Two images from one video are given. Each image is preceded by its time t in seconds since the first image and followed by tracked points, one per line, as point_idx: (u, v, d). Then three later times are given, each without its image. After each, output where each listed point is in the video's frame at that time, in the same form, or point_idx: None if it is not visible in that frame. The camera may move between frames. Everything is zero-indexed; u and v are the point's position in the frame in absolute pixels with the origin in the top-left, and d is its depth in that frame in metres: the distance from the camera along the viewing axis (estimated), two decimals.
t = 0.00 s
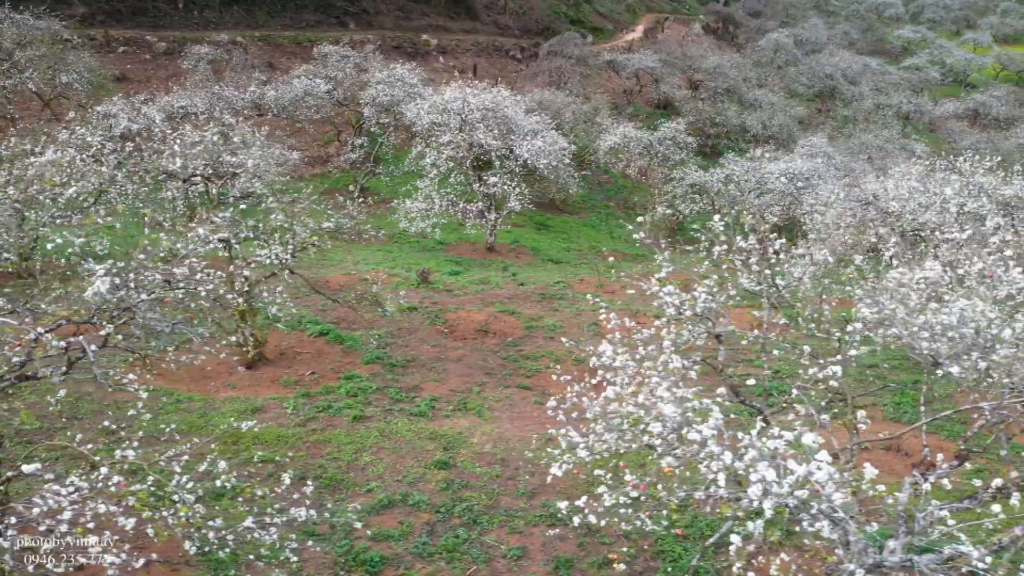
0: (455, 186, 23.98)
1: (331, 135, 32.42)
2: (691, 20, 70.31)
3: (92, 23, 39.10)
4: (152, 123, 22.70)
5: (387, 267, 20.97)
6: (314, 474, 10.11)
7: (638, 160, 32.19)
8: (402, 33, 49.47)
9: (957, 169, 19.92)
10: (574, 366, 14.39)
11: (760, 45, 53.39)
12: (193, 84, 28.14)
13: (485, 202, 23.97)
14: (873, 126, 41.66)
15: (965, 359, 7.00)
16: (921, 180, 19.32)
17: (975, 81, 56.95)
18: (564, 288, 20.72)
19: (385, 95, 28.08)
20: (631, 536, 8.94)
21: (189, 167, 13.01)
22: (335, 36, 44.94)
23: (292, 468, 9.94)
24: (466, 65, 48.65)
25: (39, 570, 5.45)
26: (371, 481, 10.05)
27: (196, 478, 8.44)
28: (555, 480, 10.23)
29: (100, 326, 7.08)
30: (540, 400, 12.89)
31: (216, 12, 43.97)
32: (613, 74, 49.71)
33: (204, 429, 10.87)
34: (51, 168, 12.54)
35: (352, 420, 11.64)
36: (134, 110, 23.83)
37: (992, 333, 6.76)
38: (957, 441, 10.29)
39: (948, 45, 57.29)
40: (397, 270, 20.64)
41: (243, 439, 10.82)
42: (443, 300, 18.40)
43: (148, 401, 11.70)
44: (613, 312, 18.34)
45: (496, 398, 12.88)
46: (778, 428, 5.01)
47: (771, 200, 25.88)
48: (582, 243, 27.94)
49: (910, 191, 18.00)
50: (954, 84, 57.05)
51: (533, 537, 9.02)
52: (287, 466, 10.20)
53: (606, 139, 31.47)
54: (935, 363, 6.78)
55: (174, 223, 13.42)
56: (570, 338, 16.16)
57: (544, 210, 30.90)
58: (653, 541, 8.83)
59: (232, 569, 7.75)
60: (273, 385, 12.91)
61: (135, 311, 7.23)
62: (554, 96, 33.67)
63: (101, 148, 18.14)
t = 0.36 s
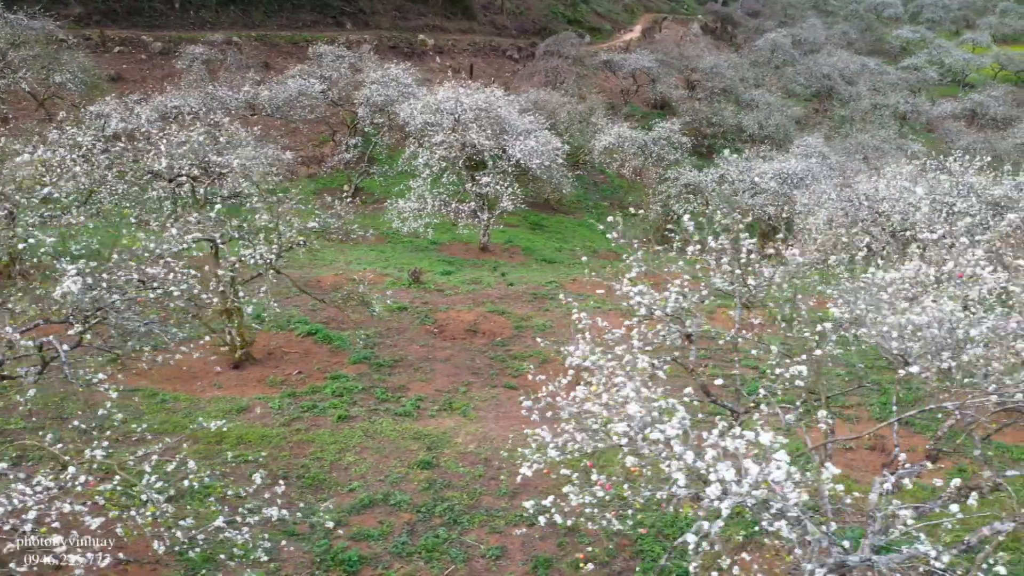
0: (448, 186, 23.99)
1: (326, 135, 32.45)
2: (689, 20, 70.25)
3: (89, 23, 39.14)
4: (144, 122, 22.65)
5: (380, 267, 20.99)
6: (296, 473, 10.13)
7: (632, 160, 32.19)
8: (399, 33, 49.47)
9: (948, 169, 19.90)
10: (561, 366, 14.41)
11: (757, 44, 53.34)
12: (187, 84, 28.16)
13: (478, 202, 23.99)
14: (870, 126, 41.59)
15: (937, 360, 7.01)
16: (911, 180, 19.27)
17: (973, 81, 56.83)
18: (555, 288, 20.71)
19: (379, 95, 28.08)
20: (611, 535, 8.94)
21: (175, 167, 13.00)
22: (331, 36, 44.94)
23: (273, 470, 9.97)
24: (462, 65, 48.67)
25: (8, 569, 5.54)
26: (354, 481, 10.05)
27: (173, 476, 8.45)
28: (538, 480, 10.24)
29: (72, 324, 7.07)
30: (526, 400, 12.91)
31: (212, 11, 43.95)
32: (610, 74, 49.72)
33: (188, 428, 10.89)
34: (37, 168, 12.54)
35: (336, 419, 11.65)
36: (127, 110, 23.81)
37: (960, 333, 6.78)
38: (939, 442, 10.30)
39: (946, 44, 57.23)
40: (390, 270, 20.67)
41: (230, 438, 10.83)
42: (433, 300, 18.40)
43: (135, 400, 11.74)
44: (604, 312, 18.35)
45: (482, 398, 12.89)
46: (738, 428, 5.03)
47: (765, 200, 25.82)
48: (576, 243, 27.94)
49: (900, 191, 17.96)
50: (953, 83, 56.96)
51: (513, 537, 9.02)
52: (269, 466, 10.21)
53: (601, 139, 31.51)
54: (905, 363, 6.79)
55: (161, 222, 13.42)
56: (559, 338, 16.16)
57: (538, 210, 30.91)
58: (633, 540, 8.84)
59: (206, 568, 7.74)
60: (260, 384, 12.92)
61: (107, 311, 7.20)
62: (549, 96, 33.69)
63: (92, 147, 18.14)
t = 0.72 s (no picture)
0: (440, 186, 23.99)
1: (321, 135, 32.47)
2: (687, 19, 70.21)
3: (85, 23, 39.17)
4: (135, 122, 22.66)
5: (372, 267, 21.00)
6: (279, 473, 10.14)
7: (626, 160, 32.18)
8: (396, 33, 49.48)
9: (939, 169, 19.87)
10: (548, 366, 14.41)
11: (755, 44, 53.29)
12: (181, 84, 28.16)
13: (471, 202, 23.98)
14: (867, 126, 41.53)
15: (907, 360, 7.03)
16: (902, 180, 19.25)
17: (971, 81, 56.73)
18: (547, 288, 20.69)
19: (373, 95, 28.07)
20: (592, 535, 8.95)
21: (160, 166, 13.01)
22: (327, 36, 44.94)
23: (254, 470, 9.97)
24: (459, 65, 48.66)
25: None
26: (336, 481, 10.05)
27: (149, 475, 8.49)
28: (521, 480, 10.24)
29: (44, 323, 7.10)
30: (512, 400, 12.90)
31: (208, 11, 43.95)
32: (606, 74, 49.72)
33: (172, 429, 10.90)
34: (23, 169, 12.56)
35: (321, 419, 11.65)
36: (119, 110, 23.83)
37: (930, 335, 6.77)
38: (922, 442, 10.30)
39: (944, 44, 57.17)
40: (382, 270, 20.67)
41: (214, 438, 10.84)
42: (424, 300, 18.39)
43: (121, 400, 11.76)
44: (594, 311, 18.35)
45: (468, 398, 12.88)
46: (699, 429, 5.08)
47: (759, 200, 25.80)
48: (570, 242, 27.92)
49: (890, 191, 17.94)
50: (951, 83, 56.86)
51: (493, 537, 9.03)
52: (252, 466, 10.22)
53: (595, 139, 31.51)
54: (875, 363, 6.81)
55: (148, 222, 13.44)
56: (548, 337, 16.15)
57: (532, 210, 30.91)
58: (613, 540, 8.86)
59: (175, 568, 7.75)
60: (247, 384, 12.93)
61: (80, 311, 7.21)
62: (544, 96, 33.68)
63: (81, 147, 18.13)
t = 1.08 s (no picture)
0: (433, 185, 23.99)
1: (316, 135, 32.50)
2: (686, 19, 70.16)
3: (80, 23, 39.18)
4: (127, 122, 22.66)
5: (363, 267, 20.99)
6: (262, 473, 10.14)
7: (620, 159, 32.16)
8: (392, 33, 49.47)
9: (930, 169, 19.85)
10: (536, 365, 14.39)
11: (752, 44, 53.26)
12: (174, 83, 28.15)
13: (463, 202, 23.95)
14: (863, 126, 41.46)
15: (880, 361, 7.04)
16: (892, 180, 19.24)
17: (970, 81, 56.63)
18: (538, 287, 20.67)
19: (367, 95, 28.06)
20: (572, 534, 8.94)
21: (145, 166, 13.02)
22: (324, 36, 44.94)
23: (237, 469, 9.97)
24: (456, 65, 48.64)
25: None
26: (318, 480, 10.05)
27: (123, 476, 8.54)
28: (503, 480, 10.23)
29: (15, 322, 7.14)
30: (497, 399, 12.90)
31: (204, 11, 43.94)
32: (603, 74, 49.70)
33: (155, 428, 10.91)
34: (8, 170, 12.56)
35: (306, 419, 11.66)
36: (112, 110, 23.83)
37: (901, 335, 6.76)
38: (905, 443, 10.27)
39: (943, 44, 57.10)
40: (373, 270, 20.66)
41: (197, 436, 10.85)
42: (414, 300, 18.37)
43: (106, 400, 11.76)
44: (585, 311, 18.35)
45: (453, 398, 12.88)
46: (659, 429, 5.12)
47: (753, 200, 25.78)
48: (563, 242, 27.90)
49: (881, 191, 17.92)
50: (949, 83, 56.76)
51: (473, 536, 9.03)
52: (234, 466, 10.22)
53: (589, 139, 31.50)
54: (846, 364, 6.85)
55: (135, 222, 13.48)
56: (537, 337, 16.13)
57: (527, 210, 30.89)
58: (592, 540, 8.86)
59: (147, 568, 7.81)
60: (233, 384, 12.93)
61: (54, 310, 7.27)
62: (538, 97, 33.67)
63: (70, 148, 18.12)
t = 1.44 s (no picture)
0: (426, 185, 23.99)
1: (311, 135, 32.50)
2: (684, 19, 70.13)
3: (77, 23, 39.22)
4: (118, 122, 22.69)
5: (355, 267, 20.99)
6: (244, 473, 10.14)
7: (615, 159, 32.12)
8: (389, 33, 49.48)
9: (920, 169, 19.82)
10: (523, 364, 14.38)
11: (749, 44, 53.22)
12: (168, 84, 28.17)
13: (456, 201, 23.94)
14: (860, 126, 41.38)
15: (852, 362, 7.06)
16: (883, 180, 19.22)
17: (969, 80, 56.47)
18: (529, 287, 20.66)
19: (361, 95, 28.04)
20: (552, 534, 8.95)
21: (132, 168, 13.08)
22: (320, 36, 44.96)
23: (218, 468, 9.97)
24: (452, 65, 48.64)
25: None
26: (300, 480, 10.05)
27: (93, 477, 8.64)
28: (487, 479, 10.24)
29: None
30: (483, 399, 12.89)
31: (201, 11, 43.96)
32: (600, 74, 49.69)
33: (140, 428, 10.93)
34: None
35: (290, 419, 11.66)
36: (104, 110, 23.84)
37: (872, 336, 6.78)
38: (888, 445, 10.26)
39: (941, 44, 56.98)
40: (365, 270, 20.66)
41: (180, 436, 10.86)
42: (405, 300, 18.36)
43: (92, 400, 11.80)
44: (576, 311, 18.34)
45: (439, 398, 12.87)
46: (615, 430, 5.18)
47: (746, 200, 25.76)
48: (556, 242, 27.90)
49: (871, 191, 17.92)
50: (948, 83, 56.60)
51: (453, 536, 9.04)
52: (217, 466, 10.23)
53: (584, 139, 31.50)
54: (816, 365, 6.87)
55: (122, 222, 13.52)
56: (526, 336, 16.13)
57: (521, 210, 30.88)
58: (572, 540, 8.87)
59: (120, 567, 7.94)
60: (219, 383, 12.94)
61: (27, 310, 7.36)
62: (533, 97, 33.67)
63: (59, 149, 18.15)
